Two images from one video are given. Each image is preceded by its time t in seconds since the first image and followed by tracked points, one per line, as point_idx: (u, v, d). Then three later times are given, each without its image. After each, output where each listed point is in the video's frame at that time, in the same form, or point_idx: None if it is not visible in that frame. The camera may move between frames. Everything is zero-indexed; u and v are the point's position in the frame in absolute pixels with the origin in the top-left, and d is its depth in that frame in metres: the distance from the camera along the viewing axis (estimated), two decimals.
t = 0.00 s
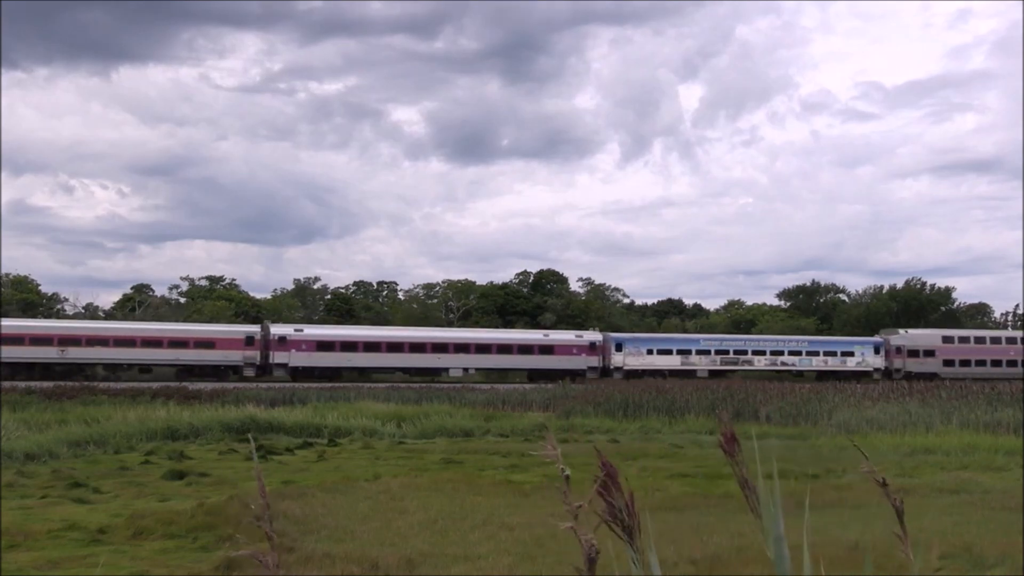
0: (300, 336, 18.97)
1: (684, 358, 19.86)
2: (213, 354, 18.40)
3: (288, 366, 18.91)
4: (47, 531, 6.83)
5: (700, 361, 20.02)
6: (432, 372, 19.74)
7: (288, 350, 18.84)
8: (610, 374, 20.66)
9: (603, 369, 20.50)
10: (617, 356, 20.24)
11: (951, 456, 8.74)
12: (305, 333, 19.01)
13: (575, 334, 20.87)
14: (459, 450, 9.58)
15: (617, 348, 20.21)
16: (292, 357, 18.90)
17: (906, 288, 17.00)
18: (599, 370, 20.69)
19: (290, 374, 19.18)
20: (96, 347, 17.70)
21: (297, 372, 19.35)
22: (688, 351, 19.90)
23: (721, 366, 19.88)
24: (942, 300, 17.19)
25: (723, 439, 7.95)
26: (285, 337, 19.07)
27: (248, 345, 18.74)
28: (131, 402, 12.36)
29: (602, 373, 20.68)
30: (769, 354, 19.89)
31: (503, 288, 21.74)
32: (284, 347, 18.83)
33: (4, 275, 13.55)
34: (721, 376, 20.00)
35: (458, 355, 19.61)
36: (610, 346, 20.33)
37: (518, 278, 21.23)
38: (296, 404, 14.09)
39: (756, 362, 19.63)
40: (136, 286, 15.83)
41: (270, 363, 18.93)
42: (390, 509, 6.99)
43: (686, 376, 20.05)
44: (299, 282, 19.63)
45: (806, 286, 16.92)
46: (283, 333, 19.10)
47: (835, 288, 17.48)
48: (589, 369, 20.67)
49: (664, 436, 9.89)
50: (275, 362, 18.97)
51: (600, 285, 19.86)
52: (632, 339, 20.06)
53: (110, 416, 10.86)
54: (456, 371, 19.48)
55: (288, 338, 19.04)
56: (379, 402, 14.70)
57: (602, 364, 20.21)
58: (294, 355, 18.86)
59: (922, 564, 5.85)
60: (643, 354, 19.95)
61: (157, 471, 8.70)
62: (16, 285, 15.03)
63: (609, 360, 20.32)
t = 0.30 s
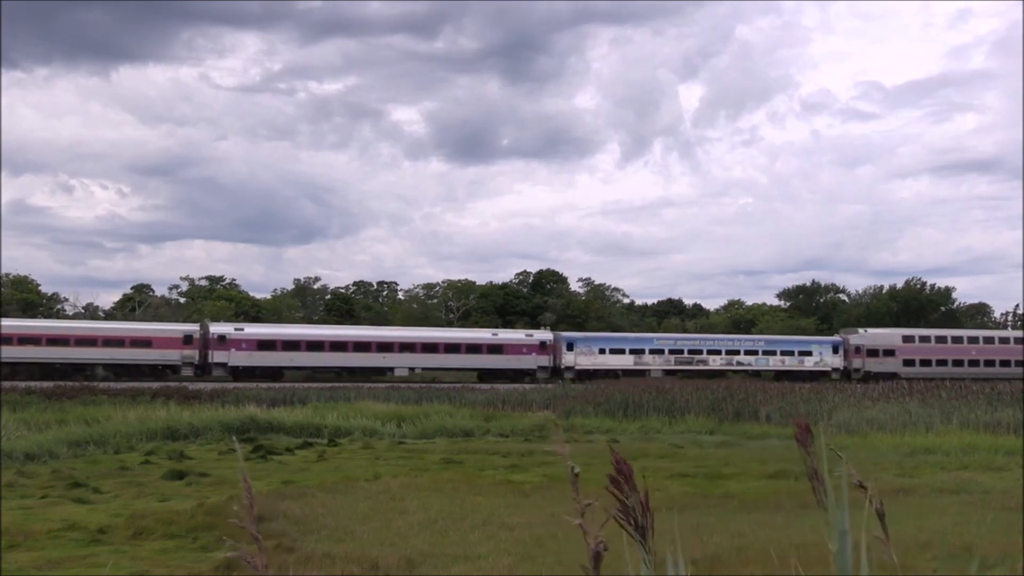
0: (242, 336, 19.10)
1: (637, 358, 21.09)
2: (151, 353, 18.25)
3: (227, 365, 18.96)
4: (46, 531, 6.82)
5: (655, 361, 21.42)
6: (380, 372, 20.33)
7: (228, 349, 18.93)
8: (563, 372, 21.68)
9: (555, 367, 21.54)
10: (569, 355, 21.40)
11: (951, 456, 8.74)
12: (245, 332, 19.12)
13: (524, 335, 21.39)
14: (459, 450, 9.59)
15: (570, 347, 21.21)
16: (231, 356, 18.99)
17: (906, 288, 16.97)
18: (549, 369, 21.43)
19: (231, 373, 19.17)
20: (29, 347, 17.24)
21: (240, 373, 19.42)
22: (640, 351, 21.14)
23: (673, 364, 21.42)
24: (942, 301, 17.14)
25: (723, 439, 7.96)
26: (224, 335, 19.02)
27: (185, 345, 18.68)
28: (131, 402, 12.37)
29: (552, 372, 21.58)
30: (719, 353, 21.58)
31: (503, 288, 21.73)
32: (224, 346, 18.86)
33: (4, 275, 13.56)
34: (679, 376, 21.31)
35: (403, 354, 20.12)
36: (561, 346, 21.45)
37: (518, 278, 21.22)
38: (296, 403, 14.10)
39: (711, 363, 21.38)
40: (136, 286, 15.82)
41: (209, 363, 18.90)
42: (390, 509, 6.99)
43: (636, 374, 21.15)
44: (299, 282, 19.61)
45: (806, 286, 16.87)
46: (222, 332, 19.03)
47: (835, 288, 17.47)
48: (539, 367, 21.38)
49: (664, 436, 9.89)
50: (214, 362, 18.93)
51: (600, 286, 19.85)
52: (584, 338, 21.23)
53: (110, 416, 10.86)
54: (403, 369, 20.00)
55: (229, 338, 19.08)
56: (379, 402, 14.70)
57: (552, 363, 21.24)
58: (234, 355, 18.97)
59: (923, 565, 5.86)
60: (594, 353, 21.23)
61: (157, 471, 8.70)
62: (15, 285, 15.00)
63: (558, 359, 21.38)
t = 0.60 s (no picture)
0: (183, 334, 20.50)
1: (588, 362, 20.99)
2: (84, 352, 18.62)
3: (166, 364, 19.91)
4: (46, 531, 6.82)
5: (608, 363, 22.72)
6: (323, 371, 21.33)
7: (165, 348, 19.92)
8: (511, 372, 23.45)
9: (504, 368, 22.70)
10: (518, 355, 23.05)
11: (951, 456, 8.74)
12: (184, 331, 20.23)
13: (473, 334, 23.05)
14: (460, 450, 9.59)
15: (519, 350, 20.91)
16: (169, 355, 20.10)
17: (907, 288, 16.94)
18: (498, 369, 23.08)
19: (168, 371, 20.11)
20: None
21: (178, 371, 20.99)
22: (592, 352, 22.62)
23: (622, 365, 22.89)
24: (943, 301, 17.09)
25: (722, 438, 7.97)
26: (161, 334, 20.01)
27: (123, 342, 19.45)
28: (131, 402, 12.37)
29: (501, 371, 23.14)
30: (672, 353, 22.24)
31: (503, 288, 21.70)
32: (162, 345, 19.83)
33: (4, 275, 13.55)
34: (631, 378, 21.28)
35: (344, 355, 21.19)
36: (512, 346, 23.14)
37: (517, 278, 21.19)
38: (296, 403, 14.11)
39: (666, 363, 22.64)
40: (136, 286, 15.83)
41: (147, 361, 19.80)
42: (390, 509, 6.99)
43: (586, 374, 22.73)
44: (299, 282, 19.58)
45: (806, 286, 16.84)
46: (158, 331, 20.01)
47: (835, 287, 17.43)
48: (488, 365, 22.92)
49: (664, 436, 9.89)
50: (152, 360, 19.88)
51: (601, 286, 19.84)
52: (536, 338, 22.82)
53: (110, 416, 10.86)
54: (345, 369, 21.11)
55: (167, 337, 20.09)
56: (379, 402, 14.70)
57: (501, 363, 22.98)
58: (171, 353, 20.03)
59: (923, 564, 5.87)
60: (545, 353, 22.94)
61: (157, 471, 8.69)
62: (15, 285, 14.98)
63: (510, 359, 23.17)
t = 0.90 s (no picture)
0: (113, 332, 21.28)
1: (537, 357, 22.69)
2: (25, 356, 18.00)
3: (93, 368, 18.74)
4: (46, 531, 6.82)
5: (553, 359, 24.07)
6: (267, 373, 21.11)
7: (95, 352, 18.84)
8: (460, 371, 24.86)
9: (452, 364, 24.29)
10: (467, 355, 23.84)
11: (951, 456, 8.74)
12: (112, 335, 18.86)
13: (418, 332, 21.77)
14: (460, 450, 9.59)
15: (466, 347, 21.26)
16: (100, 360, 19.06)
17: (907, 288, 16.90)
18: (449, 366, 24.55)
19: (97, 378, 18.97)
20: None
21: (112, 371, 21.63)
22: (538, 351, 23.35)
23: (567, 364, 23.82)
24: (943, 301, 17.08)
25: (722, 438, 7.97)
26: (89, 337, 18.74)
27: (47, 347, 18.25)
28: (131, 402, 12.37)
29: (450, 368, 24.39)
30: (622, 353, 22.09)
31: (503, 288, 21.71)
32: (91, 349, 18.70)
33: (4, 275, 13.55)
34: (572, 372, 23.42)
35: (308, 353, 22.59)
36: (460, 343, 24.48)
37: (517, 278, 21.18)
38: (296, 403, 14.10)
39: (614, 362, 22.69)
40: (136, 286, 15.82)
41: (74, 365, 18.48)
42: (391, 509, 6.99)
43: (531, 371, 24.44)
44: (299, 282, 19.55)
45: (806, 286, 16.82)
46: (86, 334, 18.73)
47: (836, 287, 17.19)
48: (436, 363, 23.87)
49: (664, 436, 9.89)
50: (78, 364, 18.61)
51: (601, 286, 19.83)
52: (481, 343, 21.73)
53: (110, 416, 10.86)
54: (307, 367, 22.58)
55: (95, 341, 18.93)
56: (379, 402, 14.70)
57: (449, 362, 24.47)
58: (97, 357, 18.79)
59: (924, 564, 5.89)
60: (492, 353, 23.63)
61: (157, 471, 8.69)
62: (15, 285, 14.97)
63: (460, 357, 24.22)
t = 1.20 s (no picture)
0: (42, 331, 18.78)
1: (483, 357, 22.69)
2: None
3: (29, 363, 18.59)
4: (46, 531, 6.82)
5: (506, 360, 22.94)
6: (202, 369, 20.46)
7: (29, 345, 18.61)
8: (401, 372, 22.97)
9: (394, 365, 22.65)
10: (410, 354, 22.51)
11: (951, 456, 8.73)
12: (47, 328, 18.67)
13: (360, 330, 22.17)
14: (459, 450, 9.60)
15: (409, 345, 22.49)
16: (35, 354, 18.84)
17: (907, 288, 16.88)
18: (385, 368, 22.49)
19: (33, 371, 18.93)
20: None
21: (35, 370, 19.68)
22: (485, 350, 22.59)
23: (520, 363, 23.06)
24: (943, 300, 17.02)
25: (722, 438, 7.97)
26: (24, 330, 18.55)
27: None
28: (132, 402, 12.37)
29: (392, 370, 22.77)
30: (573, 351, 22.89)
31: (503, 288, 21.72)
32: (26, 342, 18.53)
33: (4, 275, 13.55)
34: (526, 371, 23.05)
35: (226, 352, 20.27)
36: (402, 343, 22.54)
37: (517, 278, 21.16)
38: (297, 404, 14.11)
39: (564, 362, 22.88)
40: (136, 286, 15.82)
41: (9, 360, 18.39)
42: (390, 509, 6.99)
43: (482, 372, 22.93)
44: (299, 282, 19.54)
45: (806, 287, 16.78)
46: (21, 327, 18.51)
47: (835, 287, 16.99)
48: (377, 365, 22.39)
49: (664, 436, 9.89)
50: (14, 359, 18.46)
51: (601, 286, 19.82)
52: (427, 335, 22.37)
53: (110, 416, 10.86)
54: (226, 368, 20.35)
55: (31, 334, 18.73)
56: (379, 402, 14.70)
57: (389, 362, 22.42)
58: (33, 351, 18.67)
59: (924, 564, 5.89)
60: (437, 352, 22.53)
61: (157, 471, 8.69)
62: (15, 285, 14.96)
63: (399, 357, 22.46)
